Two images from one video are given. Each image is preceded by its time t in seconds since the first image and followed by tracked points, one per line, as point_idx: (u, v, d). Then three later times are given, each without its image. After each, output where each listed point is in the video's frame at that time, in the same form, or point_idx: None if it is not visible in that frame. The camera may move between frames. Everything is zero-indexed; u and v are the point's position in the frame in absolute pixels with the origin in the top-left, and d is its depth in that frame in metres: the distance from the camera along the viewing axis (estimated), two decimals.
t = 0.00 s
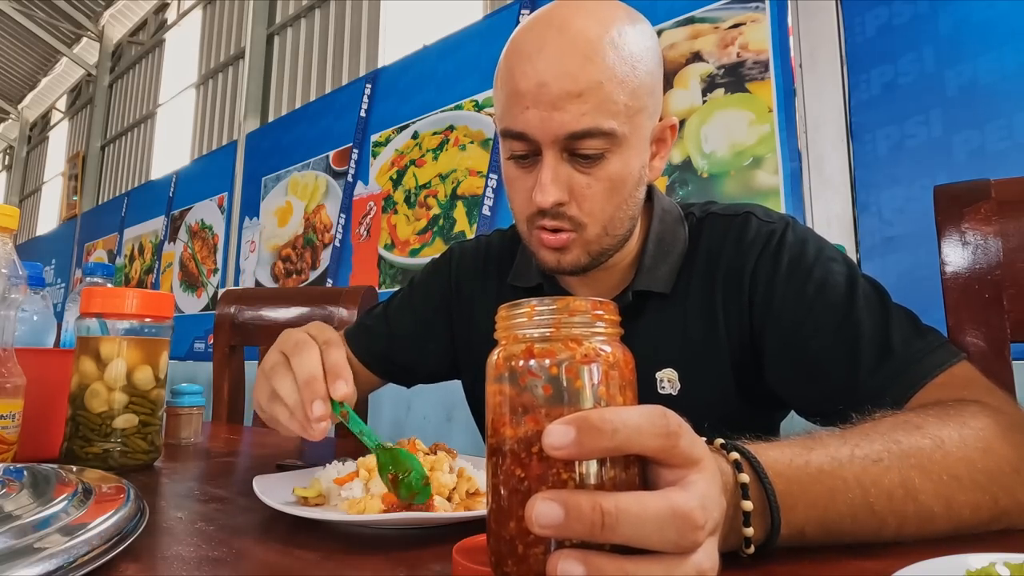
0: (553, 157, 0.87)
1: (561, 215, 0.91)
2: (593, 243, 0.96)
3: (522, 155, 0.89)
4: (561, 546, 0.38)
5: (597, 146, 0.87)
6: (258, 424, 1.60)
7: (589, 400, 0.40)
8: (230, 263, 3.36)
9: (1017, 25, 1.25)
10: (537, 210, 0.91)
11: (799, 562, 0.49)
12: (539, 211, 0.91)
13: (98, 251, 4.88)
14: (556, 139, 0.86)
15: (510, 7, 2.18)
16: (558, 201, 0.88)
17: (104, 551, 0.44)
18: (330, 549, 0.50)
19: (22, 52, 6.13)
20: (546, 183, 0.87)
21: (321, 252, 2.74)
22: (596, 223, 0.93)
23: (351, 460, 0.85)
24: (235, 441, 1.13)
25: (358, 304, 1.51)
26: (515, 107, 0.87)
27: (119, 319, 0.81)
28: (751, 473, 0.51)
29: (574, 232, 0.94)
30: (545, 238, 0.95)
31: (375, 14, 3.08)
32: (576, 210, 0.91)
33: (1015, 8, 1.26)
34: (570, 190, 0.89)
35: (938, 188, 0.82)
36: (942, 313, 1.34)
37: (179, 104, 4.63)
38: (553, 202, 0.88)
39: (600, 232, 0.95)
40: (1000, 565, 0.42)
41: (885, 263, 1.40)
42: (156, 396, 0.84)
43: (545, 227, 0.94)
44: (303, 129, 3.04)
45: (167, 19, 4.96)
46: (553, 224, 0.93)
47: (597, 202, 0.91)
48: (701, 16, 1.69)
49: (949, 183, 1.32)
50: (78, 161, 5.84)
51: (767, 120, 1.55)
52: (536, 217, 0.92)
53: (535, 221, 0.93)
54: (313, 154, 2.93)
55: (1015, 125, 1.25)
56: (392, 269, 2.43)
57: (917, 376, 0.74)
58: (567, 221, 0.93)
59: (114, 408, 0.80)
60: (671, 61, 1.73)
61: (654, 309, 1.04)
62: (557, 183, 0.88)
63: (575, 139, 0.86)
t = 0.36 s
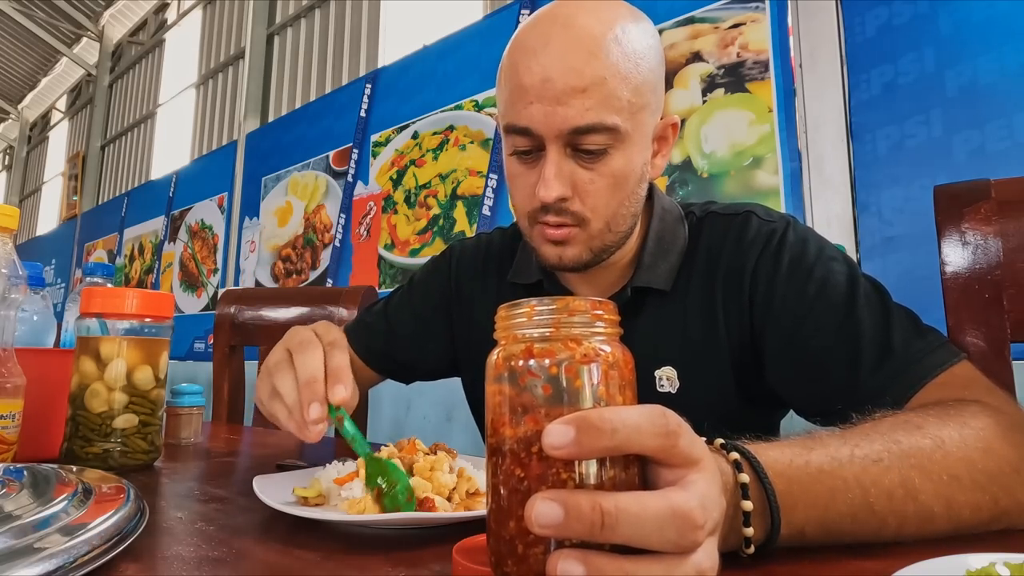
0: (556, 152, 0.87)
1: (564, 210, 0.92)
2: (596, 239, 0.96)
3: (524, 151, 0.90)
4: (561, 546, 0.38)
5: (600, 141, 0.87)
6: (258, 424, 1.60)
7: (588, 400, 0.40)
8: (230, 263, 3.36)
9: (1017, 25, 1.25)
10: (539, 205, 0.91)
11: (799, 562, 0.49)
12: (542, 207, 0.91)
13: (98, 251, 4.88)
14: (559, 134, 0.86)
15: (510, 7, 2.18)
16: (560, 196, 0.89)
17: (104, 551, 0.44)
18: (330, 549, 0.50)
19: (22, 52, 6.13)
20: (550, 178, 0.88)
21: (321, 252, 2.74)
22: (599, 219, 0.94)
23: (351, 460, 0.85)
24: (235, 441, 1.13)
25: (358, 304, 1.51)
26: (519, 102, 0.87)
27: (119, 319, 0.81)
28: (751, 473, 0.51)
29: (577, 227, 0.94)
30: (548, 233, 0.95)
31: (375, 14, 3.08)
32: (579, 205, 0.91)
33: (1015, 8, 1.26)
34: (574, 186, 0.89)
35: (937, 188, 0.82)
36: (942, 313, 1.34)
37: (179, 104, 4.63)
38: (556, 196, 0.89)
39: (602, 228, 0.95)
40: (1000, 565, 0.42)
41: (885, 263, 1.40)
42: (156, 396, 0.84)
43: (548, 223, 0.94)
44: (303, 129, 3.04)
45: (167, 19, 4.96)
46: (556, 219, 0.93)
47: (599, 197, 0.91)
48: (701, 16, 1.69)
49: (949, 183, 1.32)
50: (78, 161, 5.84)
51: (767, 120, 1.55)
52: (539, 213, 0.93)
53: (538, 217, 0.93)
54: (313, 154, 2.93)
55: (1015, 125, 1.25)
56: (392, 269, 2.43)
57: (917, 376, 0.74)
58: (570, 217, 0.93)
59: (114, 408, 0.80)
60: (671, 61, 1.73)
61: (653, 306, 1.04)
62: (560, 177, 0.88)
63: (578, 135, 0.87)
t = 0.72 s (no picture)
0: (564, 138, 0.89)
1: (573, 197, 0.92)
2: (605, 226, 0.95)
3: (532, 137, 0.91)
4: (560, 537, 0.38)
5: (608, 126, 0.88)
6: (258, 423, 1.60)
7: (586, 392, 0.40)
8: (230, 263, 3.36)
9: (1017, 25, 1.25)
10: (547, 190, 0.92)
11: (798, 562, 0.49)
12: (550, 192, 0.91)
13: (98, 251, 4.88)
14: (568, 119, 0.87)
15: (510, 7, 2.18)
16: (569, 181, 0.89)
17: (104, 551, 0.44)
18: (330, 549, 0.50)
19: (22, 52, 6.13)
20: (558, 163, 0.89)
21: (321, 252, 2.74)
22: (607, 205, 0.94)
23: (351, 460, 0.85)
24: (235, 441, 1.13)
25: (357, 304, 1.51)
26: (526, 90, 0.89)
27: (119, 319, 0.81)
28: (750, 472, 0.51)
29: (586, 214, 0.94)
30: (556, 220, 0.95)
31: (375, 15, 3.08)
32: (588, 190, 0.91)
33: (1015, 8, 1.26)
34: (582, 172, 0.90)
35: (937, 188, 0.82)
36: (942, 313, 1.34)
37: (179, 104, 4.63)
38: (565, 182, 0.89)
39: (612, 212, 0.94)
40: (1001, 565, 0.42)
41: (885, 263, 1.40)
42: (156, 396, 0.84)
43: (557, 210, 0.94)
44: (303, 129, 3.04)
45: (167, 19, 4.96)
46: (564, 206, 0.93)
47: (610, 182, 0.91)
48: (701, 16, 1.69)
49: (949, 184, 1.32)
50: (78, 161, 5.84)
51: (767, 119, 1.55)
52: (548, 200, 0.93)
53: (546, 203, 0.94)
54: (313, 154, 2.93)
55: (1015, 125, 1.25)
56: (392, 269, 2.43)
57: (917, 375, 0.74)
58: (579, 203, 0.93)
59: (114, 408, 0.80)
60: (671, 61, 1.73)
61: (655, 303, 1.04)
62: (569, 162, 0.89)
63: (586, 120, 0.88)
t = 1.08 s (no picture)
0: (580, 119, 0.93)
1: (589, 179, 0.95)
2: (619, 213, 0.99)
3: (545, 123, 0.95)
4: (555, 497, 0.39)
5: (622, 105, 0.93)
6: (258, 423, 1.60)
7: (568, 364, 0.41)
8: (230, 263, 3.36)
9: (1017, 25, 1.25)
10: (564, 174, 0.95)
11: (797, 562, 0.49)
12: (566, 175, 0.95)
13: (98, 251, 4.88)
14: (584, 99, 0.92)
15: (510, 7, 2.18)
16: (586, 162, 0.93)
17: (104, 551, 0.44)
18: (330, 549, 0.50)
19: (22, 52, 6.13)
20: (575, 143, 0.93)
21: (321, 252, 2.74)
22: (623, 188, 0.97)
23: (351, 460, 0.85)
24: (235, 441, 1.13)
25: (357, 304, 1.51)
26: (542, 74, 0.94)
27: (119, 319, 0.81)
28: (744, 470, 0.52)
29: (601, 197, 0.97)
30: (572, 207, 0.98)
31: (375, 15, 3.08)
32: (604, 173, 0.95)
33: (1015, 8, 1.26)
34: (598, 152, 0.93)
35: (937, 188, 0.82)
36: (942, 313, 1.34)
37: (179, 104, 4.63)
38: (582, 162, 0.93)
39: (627, 198, 0.98)
40: (1000, 565, 0.42)
41: (885, 263, 1.40)
42: (156, 396, 0.84)
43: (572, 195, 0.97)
44: (303, 128, 3.04)
45: (167, 19, 4.96)
46: (580, 189, 0.96)
47: (625, 164, 0.95)
48: (701, 16, 1.69)
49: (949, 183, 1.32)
50: (78, 161, 5.84)
51: (767, 120, 1.55)
52: (563, 185, 0.96)
53: (562, 189, 0.97)
54: (313, 154, 2.93)
55: (1015, 125, 1.25)
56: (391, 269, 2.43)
57: (918, 373, 0.74)
58: (595, 186, 0.96)
59: (114, 408, 0.80)
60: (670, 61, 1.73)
61: (660, 300, 1.04)
62: (586, 142, 0.93)
63: (602, 100, 0.92)
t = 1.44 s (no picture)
0: (603, 108, 0.98)
1: (609, 167, 0.99)
2: (636, 204, 1.02)
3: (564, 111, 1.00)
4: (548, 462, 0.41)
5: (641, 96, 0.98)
6: (258, 423, 1.59)
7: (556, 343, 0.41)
8: (230, 263, 3.36)
9: (1017, 25, 1.25)
10: (585, 161, 0.99)
11: (796, 561, 0.49)
12: (587, 162, 0.99)
13: (98, 251, 4.88)
14: (608, 88, 0.97)
15: (510, 7, 2.18)
16: (608, 150, 0.97)
17: (104, 551, 0.44)
18: (329, 549, 0.50)
19: (22, 52, 6.13)
20: (599, 131, 0.97)
21: (321, 252, 2.74)
22: (640, 179, 1.00)
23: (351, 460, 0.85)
24: (235, 441, 1.13)
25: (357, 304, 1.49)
26: (565, 63, 0.99)
27: (119, 319, 0.81)
28: (741, 468, 0.52)
29: (620, 186, 1.00)
30: (590, 197, 1.01)
31: (375, 14, 3.08)
32: (624, 162, 0.99)
33: (1015, 8, 1.26)
34: (619, 140, 0.98)
35: (937, 188, 0.82)
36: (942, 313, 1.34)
37: (179, 104, 4.62)
38: (605, 149, 0.97)
39: (643, 189, 1.01)
40: (1000, 565, 0.42)
41: (885, 263, 1.40)
42: (156, 396, 0.83)
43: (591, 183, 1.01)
44: (303, 128, 3.04)
45: (167, 19, 4.96)
46: (600, 178, 1.00)
47: (643, 155, 0.99)
48: (701, 16, 1.69)
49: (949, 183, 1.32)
50: (78, 161, 5.84)
51: (767, 120, 1.55)
52: (583, 173, 1.00)
53: (583, 177, 1.01)
54: (313, 154, 2.93)
55: (1015, 125, 1.25)
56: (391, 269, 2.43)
57: (919, 372, 0.74)
58: (614, 175, 1.00)
59: (114, 408, 0.80)
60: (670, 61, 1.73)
61: (664, 297, 1.04)
62: (608, 130, 0.97)
63: (623, 91, 0.98)
